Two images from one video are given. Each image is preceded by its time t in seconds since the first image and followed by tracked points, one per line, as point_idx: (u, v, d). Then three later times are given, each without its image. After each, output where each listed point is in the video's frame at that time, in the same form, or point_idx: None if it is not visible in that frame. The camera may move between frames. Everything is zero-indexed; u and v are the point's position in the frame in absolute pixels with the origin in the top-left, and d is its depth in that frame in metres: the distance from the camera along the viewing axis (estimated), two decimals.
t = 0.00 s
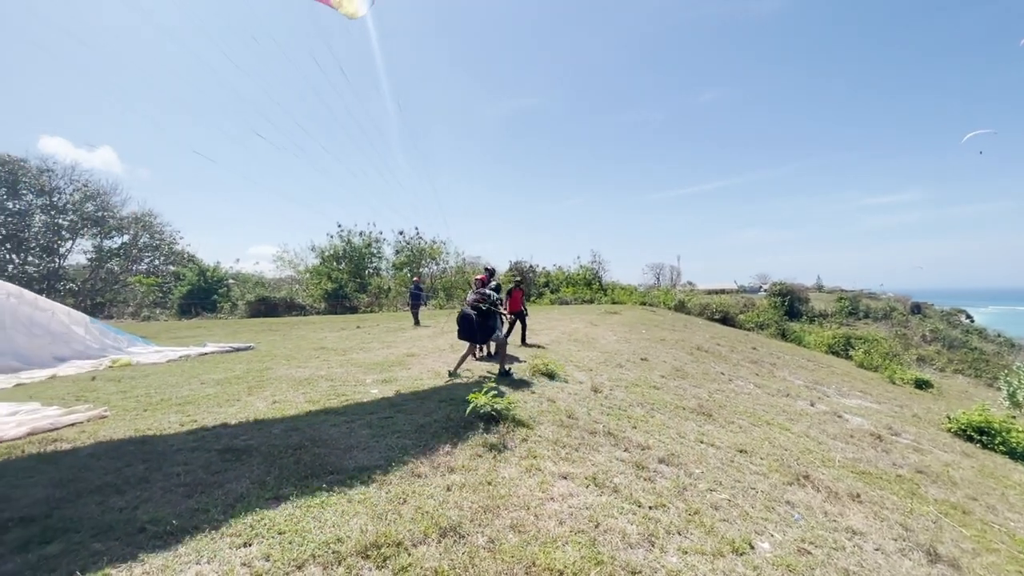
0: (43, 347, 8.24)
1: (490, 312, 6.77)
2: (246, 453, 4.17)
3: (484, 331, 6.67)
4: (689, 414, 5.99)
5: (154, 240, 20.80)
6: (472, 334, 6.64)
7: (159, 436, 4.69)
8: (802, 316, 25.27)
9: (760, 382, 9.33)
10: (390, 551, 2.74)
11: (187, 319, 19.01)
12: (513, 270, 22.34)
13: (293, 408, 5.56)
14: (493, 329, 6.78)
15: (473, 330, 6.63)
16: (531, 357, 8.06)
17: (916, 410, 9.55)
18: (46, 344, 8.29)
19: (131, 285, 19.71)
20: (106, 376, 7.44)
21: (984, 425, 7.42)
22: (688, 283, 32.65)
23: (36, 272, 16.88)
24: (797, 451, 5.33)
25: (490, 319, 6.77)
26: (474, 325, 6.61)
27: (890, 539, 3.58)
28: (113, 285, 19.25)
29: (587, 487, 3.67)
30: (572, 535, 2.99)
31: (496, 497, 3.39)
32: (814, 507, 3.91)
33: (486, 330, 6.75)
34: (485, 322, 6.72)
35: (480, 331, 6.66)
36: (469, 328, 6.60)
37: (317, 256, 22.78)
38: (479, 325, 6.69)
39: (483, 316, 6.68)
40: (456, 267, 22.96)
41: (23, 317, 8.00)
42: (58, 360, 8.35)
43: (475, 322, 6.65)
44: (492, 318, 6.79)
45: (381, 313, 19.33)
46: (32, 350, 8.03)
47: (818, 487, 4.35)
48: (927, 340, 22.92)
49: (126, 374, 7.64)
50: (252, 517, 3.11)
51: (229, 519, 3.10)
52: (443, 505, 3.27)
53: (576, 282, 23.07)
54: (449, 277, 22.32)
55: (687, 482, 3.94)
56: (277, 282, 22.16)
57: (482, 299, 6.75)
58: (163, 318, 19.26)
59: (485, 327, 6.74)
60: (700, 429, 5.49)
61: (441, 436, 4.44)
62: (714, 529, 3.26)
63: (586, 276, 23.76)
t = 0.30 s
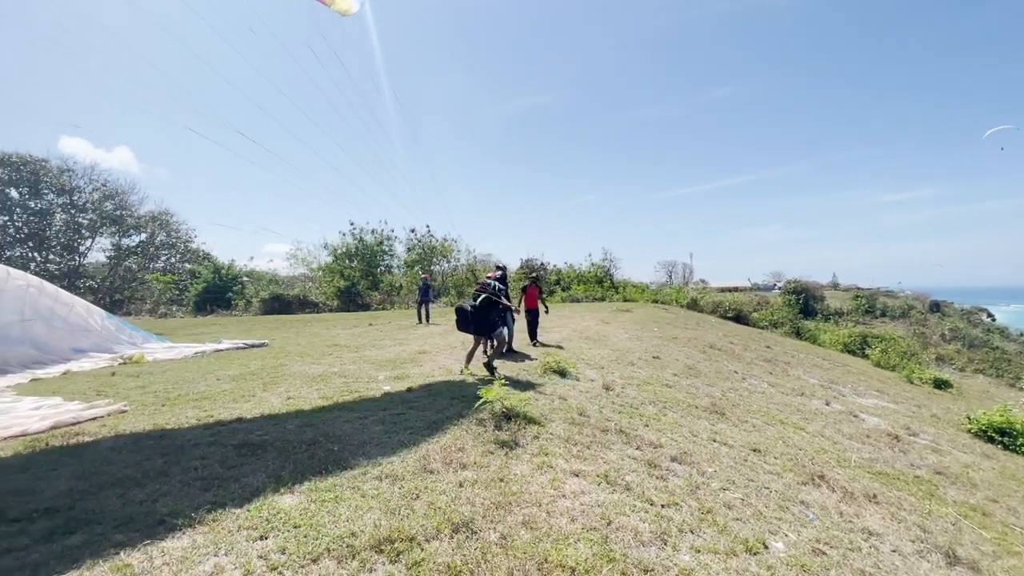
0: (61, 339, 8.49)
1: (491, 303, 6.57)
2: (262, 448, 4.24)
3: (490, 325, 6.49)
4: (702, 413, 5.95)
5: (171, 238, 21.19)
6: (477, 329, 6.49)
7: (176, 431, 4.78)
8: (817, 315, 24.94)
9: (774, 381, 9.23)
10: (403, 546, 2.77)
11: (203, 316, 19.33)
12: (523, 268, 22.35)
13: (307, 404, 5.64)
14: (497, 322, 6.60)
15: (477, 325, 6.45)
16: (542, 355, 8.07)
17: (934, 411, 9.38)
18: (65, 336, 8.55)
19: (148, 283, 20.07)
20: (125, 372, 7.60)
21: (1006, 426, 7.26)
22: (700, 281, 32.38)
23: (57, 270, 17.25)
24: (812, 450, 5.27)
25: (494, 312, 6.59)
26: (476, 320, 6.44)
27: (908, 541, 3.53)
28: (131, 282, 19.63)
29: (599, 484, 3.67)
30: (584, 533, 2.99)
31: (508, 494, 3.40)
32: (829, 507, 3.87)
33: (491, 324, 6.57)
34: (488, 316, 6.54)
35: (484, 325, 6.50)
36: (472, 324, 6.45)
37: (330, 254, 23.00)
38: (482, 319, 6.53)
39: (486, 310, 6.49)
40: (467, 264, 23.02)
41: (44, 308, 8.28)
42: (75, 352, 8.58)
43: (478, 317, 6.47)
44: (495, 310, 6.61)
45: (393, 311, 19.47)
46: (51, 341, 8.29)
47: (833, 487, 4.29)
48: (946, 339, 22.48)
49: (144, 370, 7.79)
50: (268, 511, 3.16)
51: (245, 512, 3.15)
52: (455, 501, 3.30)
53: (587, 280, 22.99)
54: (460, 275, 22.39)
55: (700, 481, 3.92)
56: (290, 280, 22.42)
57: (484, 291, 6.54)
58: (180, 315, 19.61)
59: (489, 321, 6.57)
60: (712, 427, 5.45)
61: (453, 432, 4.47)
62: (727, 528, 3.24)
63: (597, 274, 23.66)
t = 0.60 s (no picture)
0: (80, 334, 8.73)
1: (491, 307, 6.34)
2: (278, 442, 4.32)
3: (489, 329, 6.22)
4: (716, 411, 5.90)
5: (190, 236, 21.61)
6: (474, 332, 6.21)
7: (195, 425, 4.88)
8: (835, 313, 24.48)
9: (790, 379, 9.09)
10: (416, 541, 2.80)
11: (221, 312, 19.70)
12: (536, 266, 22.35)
13: (321, 399, 5.72)
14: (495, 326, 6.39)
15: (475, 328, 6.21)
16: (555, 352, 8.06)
17: (957, 411, 9.15)
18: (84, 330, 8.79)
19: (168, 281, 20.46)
20: (146, 367, 7.78)
21: None
22: (715, 278, 32.02)
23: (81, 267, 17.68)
24: (829, 450, 5.19)
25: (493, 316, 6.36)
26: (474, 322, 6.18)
27: (928, 543, 3.45)
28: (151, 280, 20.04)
29: (611, 482, 3.67)
30: (596, 529, 2.99)
31: (519, 490, 3.42)
32: (847, 507, 3.81)
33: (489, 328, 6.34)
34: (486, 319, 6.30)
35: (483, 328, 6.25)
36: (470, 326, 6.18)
37: (344, 251, 23.21)
38: (479, 322, 6.29)
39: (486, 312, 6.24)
40: (480, 262, 23.06)
41: (64, 303, 8.54)
42: (92, 346, 8.79)
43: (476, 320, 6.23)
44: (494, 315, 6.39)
45: (406, 308, 19.60)
46: (70, 334, 8.52)
47: (850, 487, 4.23)
48: (970, 338, 21.91)
49: (165, 365, 7.97)
50: (284, 503, 3.22)
51: (262, 504, 3.22)
52: (467, 496, 3.32)
53: (601, 277, 22.89)
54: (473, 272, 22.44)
55: (714, 480, 3.89)
56: (306, 277, 22.71)
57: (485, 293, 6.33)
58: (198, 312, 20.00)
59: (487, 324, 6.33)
60: (727, 426, 5.39)
61: (465, 428, 4.50)
62: (741, 527, 3.21)
63: (611, 271, 23.52)
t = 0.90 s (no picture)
0: (103, 329, 9.05)
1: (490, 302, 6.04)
2: (297, 437, 4.39)
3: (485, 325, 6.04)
4: (733, 409, 5.83)
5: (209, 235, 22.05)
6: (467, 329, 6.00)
7: (216, 419, 4.99)
8: (855, 310, 24.01)
9: (809, 378, 8.95)
10: (432, 535, 2.83)
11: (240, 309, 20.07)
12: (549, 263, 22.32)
13: (338, 395, 5.80)
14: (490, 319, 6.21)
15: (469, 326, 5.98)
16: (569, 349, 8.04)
17: (983, 411, 8.92)
18: (105, 326, 9.07)
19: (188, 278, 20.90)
20: (168, 362, 7.97)
21: None
22: (732, 275, 31.63)
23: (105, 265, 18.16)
24: (849, 449, 5.10)
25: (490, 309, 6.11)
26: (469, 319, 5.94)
27: (953, 545, 3.38)
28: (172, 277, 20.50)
29: (627, 479, 3.66)
30: (612, 526, 2.99)
31: (535, 486, 3.43)
32: (868, 508, 3.74)
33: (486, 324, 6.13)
34: (484, 312, 6.08)
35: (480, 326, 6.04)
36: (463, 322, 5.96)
37: (359, 248, 23.42)
38: (477, 319, 6.05)
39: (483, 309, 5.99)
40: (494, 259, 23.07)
41: (87, 300, 8.76)
42: (113, 341, 9.09)
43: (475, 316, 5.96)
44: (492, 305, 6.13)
45: (421, 305, 19.72)
46: (92, 330, 8.83)
47: (871, 488, 4.15)
48: (997, 336, 21.31)
49: (186, 360, 8.15)
50: (303, 496, 3.28)
51: (282, 497, 3.27)
52: (483, 491, 3.34)
53: (615, 274, 22.75)
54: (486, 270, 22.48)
55: (731, 478, 3.85)
56: (322, 274, 22.99)
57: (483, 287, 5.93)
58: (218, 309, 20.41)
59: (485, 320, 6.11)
60: (744, 424, 5.33)
61: (480, 424, 4.53)
62: (760, 526, 3.17)
63: (626, 268, 23.36)
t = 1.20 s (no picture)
0: (126, 330, 9.26)
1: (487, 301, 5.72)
2: (314, 432, 4.46)
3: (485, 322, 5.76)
4: (750, 407, 5.75)
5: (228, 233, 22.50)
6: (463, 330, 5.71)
7: (235, 413, 5.09)
8: (877, 308, 23.46)
9: (829, 376, 8.78)
10: (448, 530, 2.85)
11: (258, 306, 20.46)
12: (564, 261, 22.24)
13: (354, 390, 5.87)
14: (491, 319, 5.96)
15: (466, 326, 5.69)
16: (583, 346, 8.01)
17: (1012, 411, 8.65)
18: (127, 327, 9.30)
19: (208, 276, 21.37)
20: (189, 358, 8.15)
21: None
22: (749, 272, 31.16)
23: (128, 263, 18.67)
24: (871, 449, 4.99)
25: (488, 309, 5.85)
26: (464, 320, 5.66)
27: (979, 548, 3.30)
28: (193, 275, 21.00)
29: (642, 477, 3.64)
30: (628, 524, 2.98)
31: (550, 483, 3.43)
32: (890, 509, 3.66)
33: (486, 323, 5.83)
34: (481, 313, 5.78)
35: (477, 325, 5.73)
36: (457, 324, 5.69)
37: (375, 246, 23.62)
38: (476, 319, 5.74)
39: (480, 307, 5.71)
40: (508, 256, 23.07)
41: (108, 303, 8.97)
42: (138, 341, 9.35)
43: (469, 316, 5.66)
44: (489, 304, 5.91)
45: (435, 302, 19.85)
46: (118, 331, 9.04)
47: (894, 488, 4.06)
48: None
49: (207, 356, 8.34)
50: (320, 490, 3.33)
51: (300, 491, 3.33)
52: (498, 488, 3.36)
53: (630, 271, 22.58)
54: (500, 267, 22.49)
55: (749, 477, 3.80)
56: (338, 272, 23.27)
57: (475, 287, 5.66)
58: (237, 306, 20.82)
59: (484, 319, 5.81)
60: (761, 423, 5.26)
61: (495, 420, 4.55)
62: (778, 526, 3.13)
63: (641, 265, 23.17)
